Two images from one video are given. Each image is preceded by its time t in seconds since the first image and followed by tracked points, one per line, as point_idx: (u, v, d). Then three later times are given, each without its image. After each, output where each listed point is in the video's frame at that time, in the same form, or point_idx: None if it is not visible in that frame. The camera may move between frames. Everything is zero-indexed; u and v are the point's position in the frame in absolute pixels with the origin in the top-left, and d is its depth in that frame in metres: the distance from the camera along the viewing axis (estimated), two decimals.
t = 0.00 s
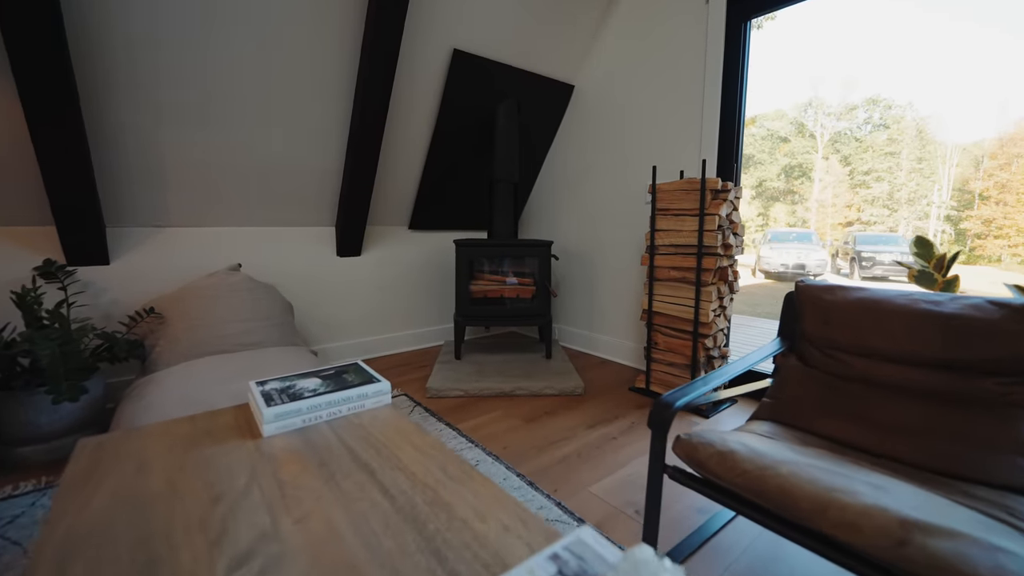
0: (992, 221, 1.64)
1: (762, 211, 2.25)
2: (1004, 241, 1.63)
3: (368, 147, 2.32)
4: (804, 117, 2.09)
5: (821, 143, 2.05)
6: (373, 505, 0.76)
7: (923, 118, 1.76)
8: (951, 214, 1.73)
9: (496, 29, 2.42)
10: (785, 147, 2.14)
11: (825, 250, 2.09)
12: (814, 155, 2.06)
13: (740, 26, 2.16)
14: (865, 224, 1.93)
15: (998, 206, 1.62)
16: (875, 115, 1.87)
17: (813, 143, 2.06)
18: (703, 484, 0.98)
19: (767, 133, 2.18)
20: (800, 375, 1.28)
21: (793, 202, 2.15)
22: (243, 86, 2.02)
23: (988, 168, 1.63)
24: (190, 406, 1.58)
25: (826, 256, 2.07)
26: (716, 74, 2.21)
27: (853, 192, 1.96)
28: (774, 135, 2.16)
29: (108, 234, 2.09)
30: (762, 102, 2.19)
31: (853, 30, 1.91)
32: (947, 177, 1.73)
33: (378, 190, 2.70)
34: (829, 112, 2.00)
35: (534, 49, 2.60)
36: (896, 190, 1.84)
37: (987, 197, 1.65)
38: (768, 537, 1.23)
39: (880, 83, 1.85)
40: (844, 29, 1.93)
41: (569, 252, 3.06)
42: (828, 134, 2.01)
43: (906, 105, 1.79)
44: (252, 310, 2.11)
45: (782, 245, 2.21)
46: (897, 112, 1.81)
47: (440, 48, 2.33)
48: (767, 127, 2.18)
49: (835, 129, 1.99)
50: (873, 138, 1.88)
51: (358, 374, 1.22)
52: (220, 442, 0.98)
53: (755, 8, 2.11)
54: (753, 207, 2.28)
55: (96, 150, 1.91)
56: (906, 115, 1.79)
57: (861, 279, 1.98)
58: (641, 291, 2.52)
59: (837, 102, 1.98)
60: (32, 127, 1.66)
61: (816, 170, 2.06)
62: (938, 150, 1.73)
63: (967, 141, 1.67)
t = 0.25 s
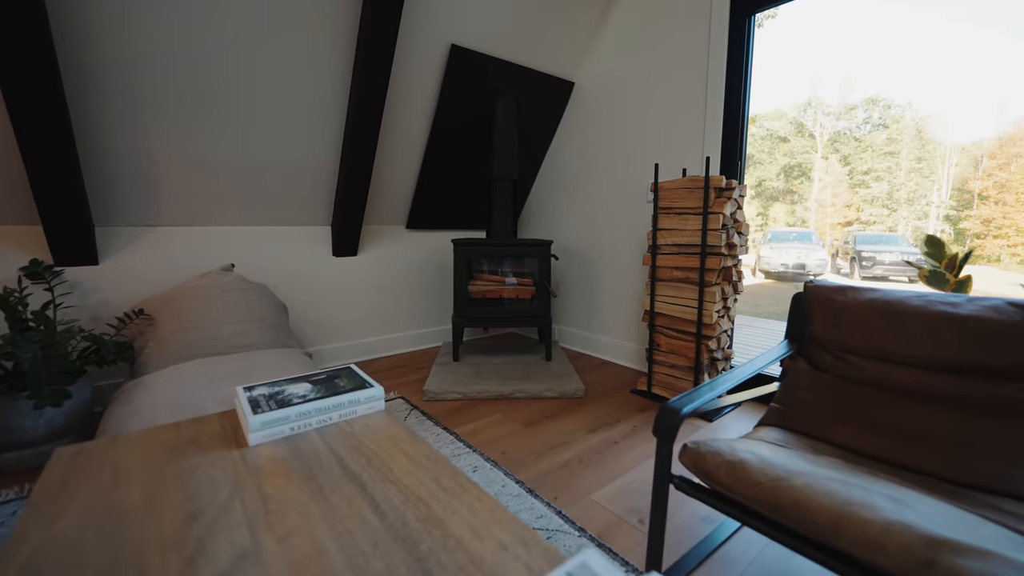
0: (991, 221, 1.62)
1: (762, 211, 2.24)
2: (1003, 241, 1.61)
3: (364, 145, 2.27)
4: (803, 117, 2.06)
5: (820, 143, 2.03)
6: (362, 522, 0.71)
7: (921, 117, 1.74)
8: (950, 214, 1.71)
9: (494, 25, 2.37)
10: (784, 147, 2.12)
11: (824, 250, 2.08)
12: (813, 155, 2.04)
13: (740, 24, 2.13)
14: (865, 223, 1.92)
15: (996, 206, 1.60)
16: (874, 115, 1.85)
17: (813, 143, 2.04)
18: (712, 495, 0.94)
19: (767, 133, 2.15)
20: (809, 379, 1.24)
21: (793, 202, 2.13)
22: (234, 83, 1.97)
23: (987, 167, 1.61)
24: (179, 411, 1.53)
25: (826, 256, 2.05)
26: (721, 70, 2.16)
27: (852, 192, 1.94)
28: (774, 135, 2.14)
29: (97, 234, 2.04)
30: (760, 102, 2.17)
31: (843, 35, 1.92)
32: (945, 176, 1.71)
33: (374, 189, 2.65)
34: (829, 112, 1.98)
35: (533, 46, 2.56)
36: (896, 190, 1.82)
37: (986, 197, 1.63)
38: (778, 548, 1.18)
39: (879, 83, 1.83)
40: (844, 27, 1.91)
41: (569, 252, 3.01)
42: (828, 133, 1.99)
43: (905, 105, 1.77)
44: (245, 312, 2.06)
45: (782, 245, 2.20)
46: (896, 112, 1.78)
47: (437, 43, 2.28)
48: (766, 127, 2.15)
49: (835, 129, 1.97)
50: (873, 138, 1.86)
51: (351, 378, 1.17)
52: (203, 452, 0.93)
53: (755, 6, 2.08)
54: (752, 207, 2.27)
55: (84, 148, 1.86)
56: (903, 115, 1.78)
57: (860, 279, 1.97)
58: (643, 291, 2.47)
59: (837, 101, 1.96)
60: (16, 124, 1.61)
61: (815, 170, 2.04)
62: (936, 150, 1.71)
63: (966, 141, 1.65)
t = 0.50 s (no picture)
0: (990, 221, 1.59)
1: (761, 211, 2.22)
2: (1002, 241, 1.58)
3: (359, 143, 2.23)
4: (802, 117, 2.03)
5: (819, 143, 2.00)
6: (347, 541, 0.66)
7: (921, 118, 1.70)
8: (950, 214, 1.68)
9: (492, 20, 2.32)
10: (783, 147, 2.09)
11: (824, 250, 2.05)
12: (812, 155, 2.02)
13: (739, 22, 2.09)
14: (864, 223, 1.88)
15: (995, 206, 1.58)
16: (873, 114, 1.82)
17: (812, 143, 2.01)
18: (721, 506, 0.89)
19: (766, 133, 2.13)
20: (819, 384, 1.20)
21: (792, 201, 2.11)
22: (225, 80, 1.92)
23: (986, 167, 1.58)
24: (166, 415, 1.48)
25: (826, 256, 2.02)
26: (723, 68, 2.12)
27: (851, 192, 1.91)
28: (773, 135, 2.11)
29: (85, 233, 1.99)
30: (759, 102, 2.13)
31: (842, 34, 1.89)
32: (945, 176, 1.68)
33: (370, 187, 2.60)
34: (828, 112, 1.96)
35: (532, 42, 2.51)
36: (895, 190, 1.79)
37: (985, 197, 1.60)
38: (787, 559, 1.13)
39: (879, 83, 1.80)
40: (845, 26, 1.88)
41: (569, 252, 2.97)
42: (827, 133, 1.96)
43: (904, 105, 1.74)
44: (236, 313, 2.01)
45: (782, 245, 2.18)
46: (896, 112, 1.75)
47: (434, 39, 2.24)
48: (765, 127, 2.12)
49: (834, 129, 1.94)
50: (872, 138, 1.83)
51: (343, 382, 1.12)
52: (184, 462, 0.88)
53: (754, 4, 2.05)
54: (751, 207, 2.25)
55: (71, 144, 1.82)
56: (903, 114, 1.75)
57: (861, 279, 1.92)
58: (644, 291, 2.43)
59: (835, 101, 1.93)
60: None
61: (815, 170, 2.01)
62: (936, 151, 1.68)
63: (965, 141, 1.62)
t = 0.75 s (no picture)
0: (990, 221, 1.59)
1: (760, 211, 2.20)
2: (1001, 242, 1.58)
3: (355, 140, 2.19)
4: (802, 116, 2.02)
5: (819, 142, 1.99)
6: (333, 558, 0.62)
7: (922, 117, 1.70)
8: (950, 213, 1.68)
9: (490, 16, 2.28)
10: (783, 146, 2.07)
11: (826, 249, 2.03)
12: (812, 155, 2.00)
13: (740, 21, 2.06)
14: (864, 222, 1.88)
15: (995, 205, 1.57)
16: (873, 113, 1.82)
17: (812, 142, 2.00)
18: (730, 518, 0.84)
19: (764, 132, 2.10)
20: (829, 387, 1.15)
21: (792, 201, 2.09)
22: (218, 76, 1.89)
23: (986, 167, 1.58)
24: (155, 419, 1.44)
25: (827, 256, 2.01)
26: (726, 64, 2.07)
27: (851, 191, 1.90)
28: (773, 135, 2.09)
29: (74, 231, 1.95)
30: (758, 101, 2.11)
31: (842, 34, 1.88)
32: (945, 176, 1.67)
33: (367, 186, 2.56)
34: (827, 111, 1.95)
35: (531, 38, 2.47)
36: (895, 190, 1.79)
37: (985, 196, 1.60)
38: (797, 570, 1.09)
39: (879, 82, 1.79)
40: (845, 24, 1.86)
41: (569, 251, 2.92)
42: (827, 132, 1.95)
43: (903, 104, 1.74)
44: (229, 314, 1.97)
45: (781, 245, 2.17)
46: (896, 111, 1.75)
47: (431, 35, 2.20)
48: (765, 127, 2.10)
49: (834, 128, 1.93)
50: (872, 138, 1.82)
51: (334, 386, 1.08)
52: (164, 472, 0.84)
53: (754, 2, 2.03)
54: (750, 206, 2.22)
55: (59, 140, 1.77)
56: (903, 113, 1.74)
57: (862, 278, 1.91)
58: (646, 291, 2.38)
59: (835, 100, 1.92)
60: None
61: (815, 169, 2.00)
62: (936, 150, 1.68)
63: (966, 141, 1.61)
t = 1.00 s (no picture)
0: (989, 220, 1.55)
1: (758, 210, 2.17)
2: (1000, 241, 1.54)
3: (350, 137, 2.15)
4: (801, 116, 1.99)
5: (819, 142, 1.95)
6: None
7: (922, 116, 1.67)
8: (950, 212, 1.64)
9: (488, 11, 2.24)
10: (782, 146, 2.04)
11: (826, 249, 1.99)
12: (812, 154, 1.97)
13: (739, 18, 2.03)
14: (865, 222, 1.85)
15: (995, 204, 1.53)
16: (873, 113, 1.79)
17: (812, 142, 1.97)
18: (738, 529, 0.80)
19: (763, 132, 2.07)
20: (839, 391, 1.11)
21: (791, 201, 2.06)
22: (207, 72, 1.84)
23: (986, 166, 1.54)
24: (143, 422, 1.40)
25: (827, 255, 1.97)
26: (726, 63, 2.04)
27: (851, 191, 1.87)
28: (772, 134, 2.06)
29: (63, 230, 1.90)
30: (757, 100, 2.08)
31: (842, 32, 1.85)
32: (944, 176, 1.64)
33: (363, 184, 2.52)
34: (827, 111, 1.92)
35: (530, 34, 2.43)
36: (894, 190, 1.75)
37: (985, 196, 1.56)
38: None
39: (879, 82, 1.76)
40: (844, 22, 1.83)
41: (569, 251, 2.88)
42: (827, 132, 1.92)
43: (903, 103, 1.71)
44: (221, 314, 1.93)
45: (780, 244, 2.13)
46: (896, 110, 1.72)
47: (428, 31, 2.16)
48: (764, 127, 2.07)
49: (833, 128, 1.90)
50: (871, 137, 1.79)
51: (326, 390, 1.04)
52: (145, 481, 0.80)
53: None
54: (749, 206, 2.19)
55: (47, 136, 1.73)
56: (904, 112, 1.71)
57: (862, 277, 1.89)
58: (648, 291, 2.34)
59: (835, 100, 1.89)
60: None
61: (814, 169, 1.97)
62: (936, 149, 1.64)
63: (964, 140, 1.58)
